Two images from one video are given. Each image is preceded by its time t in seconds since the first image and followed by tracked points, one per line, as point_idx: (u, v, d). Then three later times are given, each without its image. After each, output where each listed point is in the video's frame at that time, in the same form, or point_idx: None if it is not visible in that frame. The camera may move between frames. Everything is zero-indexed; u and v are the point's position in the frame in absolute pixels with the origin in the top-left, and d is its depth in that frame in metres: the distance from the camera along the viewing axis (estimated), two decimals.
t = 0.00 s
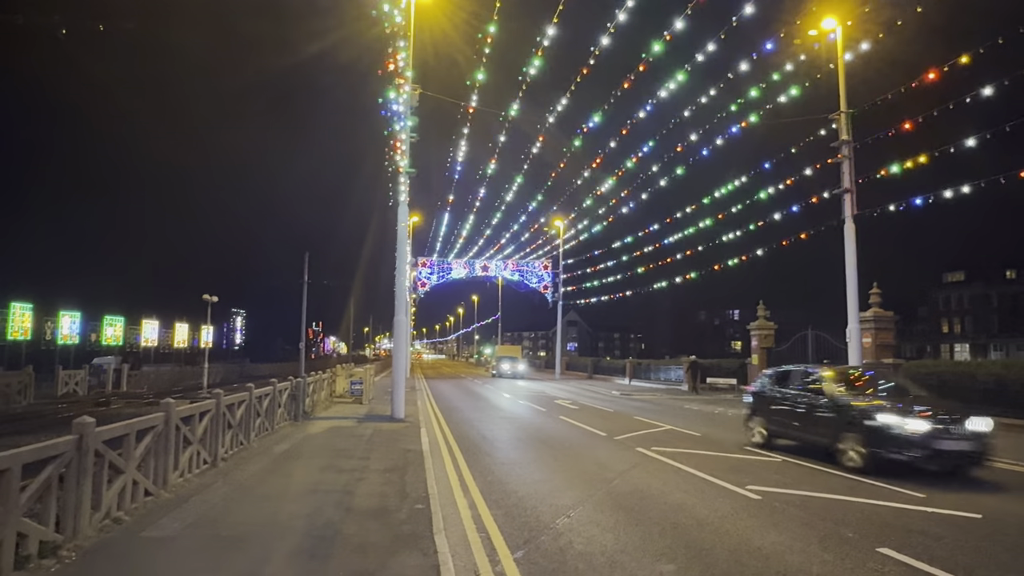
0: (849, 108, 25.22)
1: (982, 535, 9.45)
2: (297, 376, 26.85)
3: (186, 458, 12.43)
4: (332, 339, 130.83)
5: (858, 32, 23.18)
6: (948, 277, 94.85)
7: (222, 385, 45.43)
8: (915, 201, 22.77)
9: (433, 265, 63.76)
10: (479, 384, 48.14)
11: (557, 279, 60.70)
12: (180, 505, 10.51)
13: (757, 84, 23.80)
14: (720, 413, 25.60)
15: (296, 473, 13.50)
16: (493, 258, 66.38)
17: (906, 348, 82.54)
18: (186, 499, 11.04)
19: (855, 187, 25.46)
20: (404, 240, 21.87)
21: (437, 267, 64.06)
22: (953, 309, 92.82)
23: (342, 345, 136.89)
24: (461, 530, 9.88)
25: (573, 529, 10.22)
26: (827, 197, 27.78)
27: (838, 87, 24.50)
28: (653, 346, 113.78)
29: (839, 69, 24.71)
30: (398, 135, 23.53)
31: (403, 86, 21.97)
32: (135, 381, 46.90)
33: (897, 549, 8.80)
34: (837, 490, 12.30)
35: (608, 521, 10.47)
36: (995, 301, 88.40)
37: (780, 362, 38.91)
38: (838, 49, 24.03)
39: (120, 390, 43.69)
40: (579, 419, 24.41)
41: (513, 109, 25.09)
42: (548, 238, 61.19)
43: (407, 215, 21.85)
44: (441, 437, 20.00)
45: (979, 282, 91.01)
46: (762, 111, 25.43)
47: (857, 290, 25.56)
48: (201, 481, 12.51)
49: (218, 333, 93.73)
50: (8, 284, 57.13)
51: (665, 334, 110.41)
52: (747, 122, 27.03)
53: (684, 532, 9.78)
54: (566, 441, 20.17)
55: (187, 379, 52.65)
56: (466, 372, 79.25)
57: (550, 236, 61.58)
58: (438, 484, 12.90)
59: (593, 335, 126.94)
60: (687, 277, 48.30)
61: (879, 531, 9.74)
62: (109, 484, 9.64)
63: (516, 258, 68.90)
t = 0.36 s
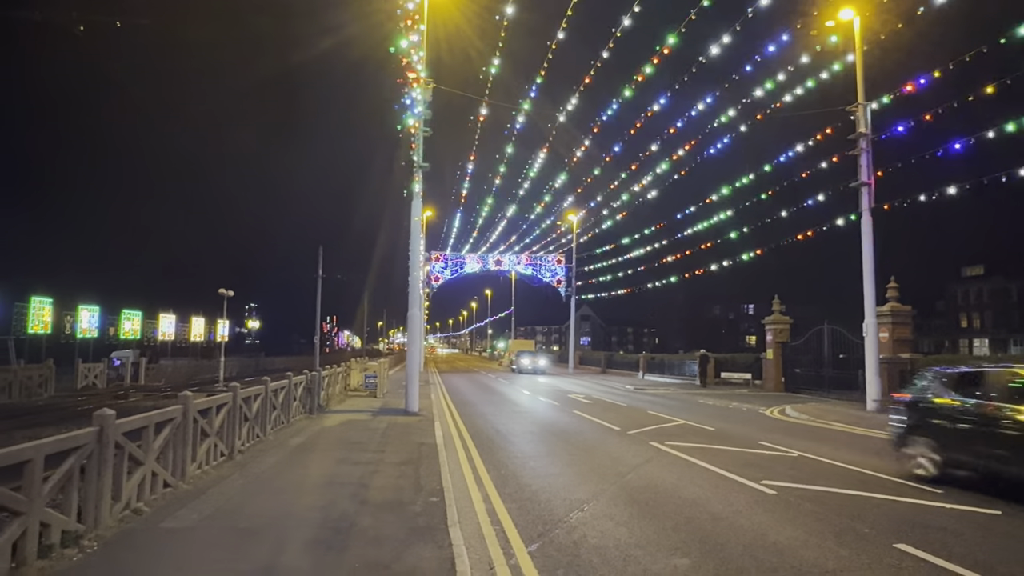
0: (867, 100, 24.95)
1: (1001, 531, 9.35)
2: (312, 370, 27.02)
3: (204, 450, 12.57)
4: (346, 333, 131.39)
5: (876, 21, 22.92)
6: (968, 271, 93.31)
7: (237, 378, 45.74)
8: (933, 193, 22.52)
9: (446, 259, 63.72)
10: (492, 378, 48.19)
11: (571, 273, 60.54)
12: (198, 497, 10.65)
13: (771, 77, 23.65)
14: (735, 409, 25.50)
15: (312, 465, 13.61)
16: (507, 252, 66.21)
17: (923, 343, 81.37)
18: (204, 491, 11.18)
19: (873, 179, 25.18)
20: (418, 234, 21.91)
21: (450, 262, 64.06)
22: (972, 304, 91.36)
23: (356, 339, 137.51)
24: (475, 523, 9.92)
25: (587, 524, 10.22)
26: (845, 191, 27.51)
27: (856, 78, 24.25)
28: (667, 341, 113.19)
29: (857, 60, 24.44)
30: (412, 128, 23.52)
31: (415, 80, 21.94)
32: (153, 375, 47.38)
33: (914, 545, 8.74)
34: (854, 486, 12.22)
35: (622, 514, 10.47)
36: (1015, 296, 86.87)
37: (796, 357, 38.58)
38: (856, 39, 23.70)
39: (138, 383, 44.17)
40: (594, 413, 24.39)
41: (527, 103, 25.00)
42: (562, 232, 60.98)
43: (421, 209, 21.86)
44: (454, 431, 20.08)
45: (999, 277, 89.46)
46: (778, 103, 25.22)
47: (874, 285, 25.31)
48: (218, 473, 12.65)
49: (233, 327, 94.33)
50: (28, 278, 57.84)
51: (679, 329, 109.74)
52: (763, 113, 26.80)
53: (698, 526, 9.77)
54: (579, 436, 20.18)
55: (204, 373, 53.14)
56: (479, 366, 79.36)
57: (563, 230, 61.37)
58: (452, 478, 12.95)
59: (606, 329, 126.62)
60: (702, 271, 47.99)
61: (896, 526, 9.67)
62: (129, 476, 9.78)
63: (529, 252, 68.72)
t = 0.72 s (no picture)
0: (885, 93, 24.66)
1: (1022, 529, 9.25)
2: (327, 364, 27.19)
3: (221, 443, 12.69)
4: (360, 329, 132.05)
5: (896, 13, 22.63)
6: (988, 266, 92.08)
7: (253, 373, 46.12)
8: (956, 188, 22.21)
9: (460, 255, 63.88)
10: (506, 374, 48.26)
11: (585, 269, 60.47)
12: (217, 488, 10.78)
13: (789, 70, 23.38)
14: (750, 405, 25.39)
15: (327, 459, 13.70)
16: (520, 248, 66.19)
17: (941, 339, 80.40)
18: (222, 483, 11.28)
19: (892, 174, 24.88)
20: (431, 230, 21.94)
21: (464, 257, 64.18)
22: (992, 300, 90.17)
23: (370, 335, 138.20)
24: (489, 518, 9.95)
25: (601, 519, 10.21)
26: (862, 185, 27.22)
27: (874, 71, 23.99)
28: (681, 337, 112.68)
29: (875, 53, 24.16)
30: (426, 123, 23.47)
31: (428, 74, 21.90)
32: (171, 369, 47.94)
33: (933, 543, 8.67)
34: (871, 483, 12.12)
35: (638, 511, 10.45)
36: None
37: (812, 353, 38.16)
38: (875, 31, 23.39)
39: (156, 377, 44.67)
40: (607, 409, 24.37)
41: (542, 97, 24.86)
42: (576, 228, 60.89)
43: (435, 205, 21.88)
44: (468, 426, 20.14)
45: (1019, 273, 88.15)
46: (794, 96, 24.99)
47: (892, 281, 25.08)
48: (236, 466, 12.77)
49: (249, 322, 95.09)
50: (48, 273, 58.67)
51: (693, 324, 109.23)
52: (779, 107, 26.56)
53: (714, 522, 9.75)
54: (593, 431, 20.18)
55: (220, 367, 53.66)
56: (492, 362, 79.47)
57: (577, 226, 61.26)
58: (466, 473, 12.99)
59: (620, 325, 126.22)
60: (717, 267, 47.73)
61: (914, 524, 9.59)
62: (148, 468, 9.89)
63: (543, 248, 68.71)
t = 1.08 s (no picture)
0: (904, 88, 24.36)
1: None
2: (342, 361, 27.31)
3: (238, 438, 12.81)
4: (375, 326, 132.65)
5: (917, 7, 22.33)
6: (1009, 263, 90.94)
7: (269, 369, 46.39)
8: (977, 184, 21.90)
9: (474, 252, 63.90)
10: (520, 372, 48.28)
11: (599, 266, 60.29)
12: (235, 484, 10.88)
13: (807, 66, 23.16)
14: (765, 403, 25.26)
15: (342, 456, 13.77)
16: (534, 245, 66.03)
17: (960, 337, 79.52)
18: (239, 479, 11.38)
19: (910, 170, 24.60)
20: (446, 228, 21.97)
21: (478, 255, 64.19)
22: (1012, 298, 89.03)
23: (384, 332, 139.04)
24: (504, 515, 9.96)
25: (616, 517, 10.19)
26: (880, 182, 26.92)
27: (894, 66, 23.70)
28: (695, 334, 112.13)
29: (895, 48, 23.87)
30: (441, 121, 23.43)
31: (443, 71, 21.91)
32: (188, 365, 48.38)
33: (952, 544, 8.58)
34: (889, 483, 12.01)
35: (653, 509, 10.43)
36: None
37: (828, 351, 37.93)
38: (895, 26, 23.13)
39: (173, 373, 45.08)
40: (620, 407, 24.34)
41: (557, 94, 24.79)
42: (590, 225, 60.67)
43: (449, 203, 21.89)
44: (482, 423, 20.16)
45: None
46: (812, 92, 24.76)
47: (910, 279, 24.81)
48: (252, 462, 12.87)
49: (264, 319, 95.69)
50: (68, 271, 59.42)
51: (708, 322, 108.63)
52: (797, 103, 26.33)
53: (729, 521, 9.71)
54: (607, 429, 20.15)
55: (236, 364, 54.03)
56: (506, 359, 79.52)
57: (591, 223, 61.04)
58: (480, 470, 13.01)
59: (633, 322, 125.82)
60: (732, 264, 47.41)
61: (932, 524, 9.50)
62: (166, 463, 10.00)
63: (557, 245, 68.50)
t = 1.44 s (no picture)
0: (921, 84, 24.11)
1: None
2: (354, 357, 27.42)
3: (252, 433, 12.90)
4: (386, 322, 133.16)
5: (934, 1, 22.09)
6: None
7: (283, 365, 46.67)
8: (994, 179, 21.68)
9: (485, 249, 63.80)
10: (531, 369, 48.30)
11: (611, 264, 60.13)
12: (251, 478, 10.97)
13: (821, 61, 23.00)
14: (778, 401, 25.15)
15: (354, 451, 13.84)
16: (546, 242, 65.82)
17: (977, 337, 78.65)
18: (253, 473, 11.46)
19: (926, 166, 24.37)
20: (458, 224, 21.99)
21: (490, 252, 64.08)
22: None
23: (396, 329, 139.54)
24: (516, 511, 9.99)
25: (628, 514, 10.21)
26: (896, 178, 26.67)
27: (911, 61, 23.47)
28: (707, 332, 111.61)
29: (912, 42, 23.64)
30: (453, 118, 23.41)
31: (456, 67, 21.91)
32: (202, 361, 48.73)
33: (969, 544, 8.49)
34: (905, 482, 11.92)
35: (665, 505, 10.41)
36: None
37: (842, 350, 37.68)
38: (911, 21, 22.92)
39: (188, 369, 45.46)
40: (632, 404, 24.29)
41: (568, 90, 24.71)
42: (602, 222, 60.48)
43: (461, 199, 21.90)
44: (493, 419, 20.20)
45: None
46: (827, 88, 24.57)
47: (927, 276, 24.56)
48: (266, 457, 12.98)
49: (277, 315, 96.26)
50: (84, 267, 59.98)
51: (720, 320, 108.03)
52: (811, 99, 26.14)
53: (743, 519, 9.67)
54: (619, 427, 20.12)
55: (250, 359, 54.39)
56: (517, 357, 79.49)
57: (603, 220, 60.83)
58: (492, 466, 13.04)
59: (645, 320, 125.37)
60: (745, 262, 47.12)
61: (948, 524, 9.41)
62: (182, 457, 10.08)
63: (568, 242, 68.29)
